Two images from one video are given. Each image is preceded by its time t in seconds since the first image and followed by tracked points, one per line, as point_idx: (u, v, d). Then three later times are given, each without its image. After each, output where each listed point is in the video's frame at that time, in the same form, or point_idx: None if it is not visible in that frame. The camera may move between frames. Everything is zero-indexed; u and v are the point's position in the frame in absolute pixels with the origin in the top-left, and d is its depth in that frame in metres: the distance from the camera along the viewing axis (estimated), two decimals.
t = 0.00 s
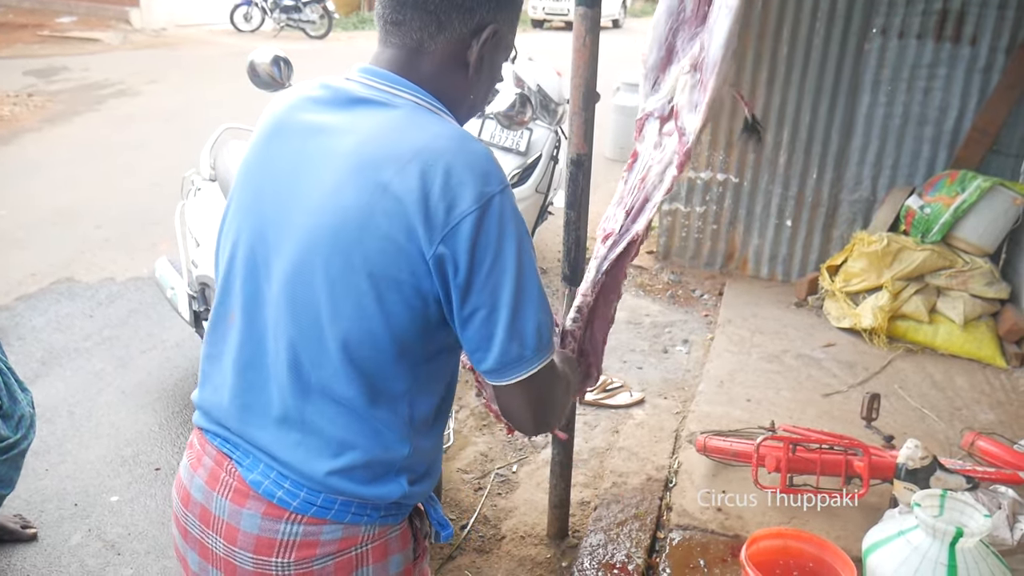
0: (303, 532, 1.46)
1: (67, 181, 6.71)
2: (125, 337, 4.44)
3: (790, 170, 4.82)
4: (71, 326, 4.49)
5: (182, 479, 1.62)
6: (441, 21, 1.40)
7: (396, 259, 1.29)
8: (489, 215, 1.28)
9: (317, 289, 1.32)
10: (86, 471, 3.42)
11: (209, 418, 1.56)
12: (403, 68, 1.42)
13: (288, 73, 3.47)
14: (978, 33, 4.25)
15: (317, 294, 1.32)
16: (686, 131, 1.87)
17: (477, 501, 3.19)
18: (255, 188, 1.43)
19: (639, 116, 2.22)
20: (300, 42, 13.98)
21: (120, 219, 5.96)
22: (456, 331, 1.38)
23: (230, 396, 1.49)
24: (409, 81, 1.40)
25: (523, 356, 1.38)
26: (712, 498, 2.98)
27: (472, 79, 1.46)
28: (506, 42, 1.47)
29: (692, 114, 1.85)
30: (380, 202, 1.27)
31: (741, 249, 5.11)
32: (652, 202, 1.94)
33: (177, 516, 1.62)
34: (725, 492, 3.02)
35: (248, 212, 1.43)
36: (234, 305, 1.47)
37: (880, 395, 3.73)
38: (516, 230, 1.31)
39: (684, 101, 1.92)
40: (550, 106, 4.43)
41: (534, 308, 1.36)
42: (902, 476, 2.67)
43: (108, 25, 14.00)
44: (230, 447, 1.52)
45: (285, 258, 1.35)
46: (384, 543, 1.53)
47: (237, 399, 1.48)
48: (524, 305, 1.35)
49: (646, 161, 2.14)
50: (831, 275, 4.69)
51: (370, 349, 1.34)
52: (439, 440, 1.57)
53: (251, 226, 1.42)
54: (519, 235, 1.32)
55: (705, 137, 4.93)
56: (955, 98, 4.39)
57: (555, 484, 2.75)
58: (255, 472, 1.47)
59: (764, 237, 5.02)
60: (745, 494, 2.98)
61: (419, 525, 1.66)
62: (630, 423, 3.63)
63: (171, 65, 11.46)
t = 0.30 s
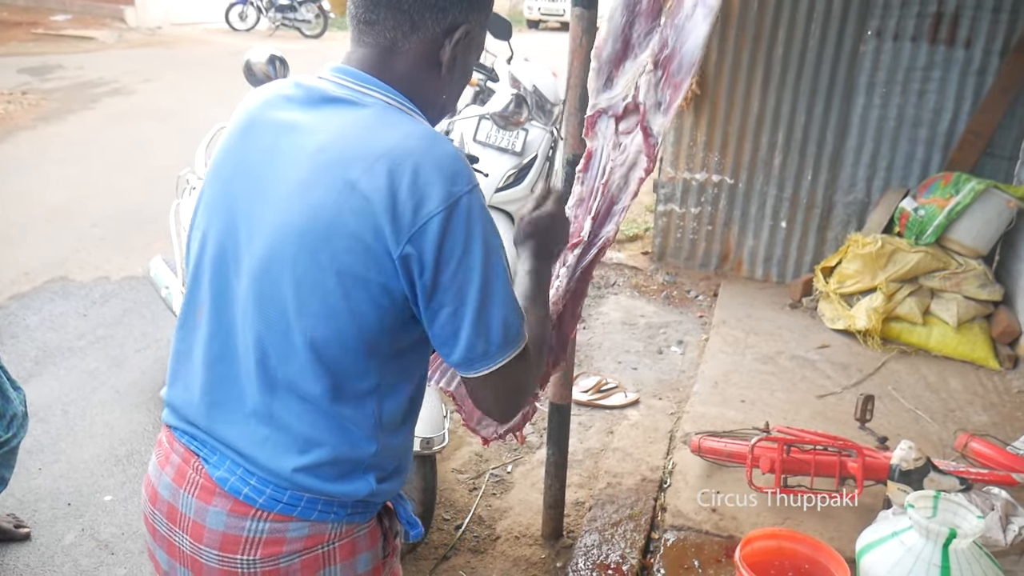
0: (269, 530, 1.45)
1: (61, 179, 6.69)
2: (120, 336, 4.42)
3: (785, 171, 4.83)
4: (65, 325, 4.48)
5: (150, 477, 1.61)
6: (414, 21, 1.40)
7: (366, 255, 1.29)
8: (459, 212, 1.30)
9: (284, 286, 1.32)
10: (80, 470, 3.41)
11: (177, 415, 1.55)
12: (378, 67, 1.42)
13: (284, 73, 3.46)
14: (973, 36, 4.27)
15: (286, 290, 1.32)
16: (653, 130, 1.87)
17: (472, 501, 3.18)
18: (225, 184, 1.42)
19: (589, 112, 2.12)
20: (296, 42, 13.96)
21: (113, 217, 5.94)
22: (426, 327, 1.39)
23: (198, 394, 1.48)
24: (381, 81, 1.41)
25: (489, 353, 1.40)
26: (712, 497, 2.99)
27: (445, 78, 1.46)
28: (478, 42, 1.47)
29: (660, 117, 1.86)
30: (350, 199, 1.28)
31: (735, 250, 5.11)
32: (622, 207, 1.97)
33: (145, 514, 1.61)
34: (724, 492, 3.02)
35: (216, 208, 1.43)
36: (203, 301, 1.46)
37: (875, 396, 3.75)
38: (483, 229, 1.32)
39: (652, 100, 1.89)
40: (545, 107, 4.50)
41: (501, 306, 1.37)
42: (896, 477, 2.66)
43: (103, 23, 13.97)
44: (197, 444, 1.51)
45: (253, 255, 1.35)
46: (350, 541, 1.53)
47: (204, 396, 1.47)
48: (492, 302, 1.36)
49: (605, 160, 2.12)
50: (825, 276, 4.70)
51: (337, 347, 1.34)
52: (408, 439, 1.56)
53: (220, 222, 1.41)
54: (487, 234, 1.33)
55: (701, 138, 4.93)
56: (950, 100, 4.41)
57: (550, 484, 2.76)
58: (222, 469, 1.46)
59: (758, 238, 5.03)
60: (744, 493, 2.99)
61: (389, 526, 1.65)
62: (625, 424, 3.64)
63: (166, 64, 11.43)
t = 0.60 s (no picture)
0: (243, 529, 1.43)
1: (58, 178, 6.67)
2: (116, 335, 4.41)
3: (782, 173, 4.84)
4: (61, 324, 4.47)
5: (122, 477, 1.57)
6: (388, 24, 1.40)
7: (346, 246, 1.29)
8: (439, 203, 1.30)
9: (264, 278, 1.32)
10: (75, 469, 3.40)
11: (148, 414, 1.52)
12: (353, 67, 1.42)
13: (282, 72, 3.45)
14: (970, 40, 4.28)
15: (266, 283, 1.32)
16: (639, 130, 1.86)
17: (468, 502, 3.18)
18: (203, 179, 1.41)
19: (577, 112, 2.11)
20: (293, 41, 13.96)
21: (110, 216, 5.93)
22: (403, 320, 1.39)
23: (173, 393, 1.45)
24: (358, 78, 1.41)
25: (443, 344, 1.34)
26: (713, 497, 3.00)
27: (419, 80, 1.47)
28: (453, 45, 1.48)
29: (645, 115, 1.84)
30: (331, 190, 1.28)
31: (732, 252, 5.12)
32: (609, 206, 1.89)
33: (117, 515, 1.58)
34: (725, 492, 3.03)
35: (194, 203, 1.42)
36: (179, 296, 1.45)
37: (871, 399, 3.75)
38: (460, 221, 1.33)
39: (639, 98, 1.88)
40: (543, 108, 4.51)
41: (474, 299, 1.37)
42: (892, 479, 2.65)
43: (100, 22, 13.94)
44: (170, 444, 1.47)
45: (232, 247, 1.35)
46: (325, 540, 1.52)
47: (179, 395, 1.44)
48: (450, 299, 1.33)
49: (592, 160, 2.07)
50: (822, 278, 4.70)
51: (317, 339, 1.35)
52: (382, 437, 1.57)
53: (199, 218, 1.40)
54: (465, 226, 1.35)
55: (698, 140, 4.94)
56: (947, 104, 4.42)
57: (547, 485, 2.76)
58: (196, 468, 1.44)
59: (755, 240, 5.03)
60: (744, 493, 3.01)
61: (361, 525, 1.65)
62: (621, 425, 3.65)
63: (164, 63, 11.41)
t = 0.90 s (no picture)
0: (196, 531, 1.42)
1: (55, 179, 6.66)
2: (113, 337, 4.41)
3: (779, 174, 4.85)
4: (58, 325, 4.46)
5: (90, 475, 1.59)
6: (333, 16, 1.36)
7: (283, 248, 1.27)
8: (375, 202, 1.26)
9: (206, 282, 1.31)
10: (72, 471, 3.40)
11: (112, 415, 1.53)
12: (298, 62, 1.39)
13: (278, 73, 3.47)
14: (965, 40, 4.29)
15: (208, 285, 1.31)
16: (641, 132, 1.83)
17: (466, 502, 3.18)
18: (153, 181, 1.41)
19: (577, 112, 2.11)
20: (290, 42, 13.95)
21: (107, 217, 5.92)
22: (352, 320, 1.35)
23: (132, 393, 1.47)
24: (301, 75, 1.37)
25: (403, 348, 1.32)
26: (712, 498, 3.00)
27: (368, 73, 1.43)
28: (402, 36, 1.43)
29: (646, 116, 1.84)
30: (266, 192, 1.26)
31: (729, 252, 5.12)
32: (606, 204, 1.91)
33: (86, 512, 1.59)
34: (725, 492, 3.04)
35: (146, 204, 1.41)
36: (136, 298, 1.45)
37: (868, 399, 3.76)
38: (400, 220, 1.28)
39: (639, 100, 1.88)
40: (541, 109, 4.51)
41: (421, 299, 1.31)
42: (889, 479, 2.67)
43: (96, 23, 13.92)
44: (131, 444, 1.49)
45: (177, 250, 1.34)
46: (282, 543, 1.48)
47: (139, 395, 1.46)
48: (403, 301, 1.30)
49: (591, 160, 2.09)
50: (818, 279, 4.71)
51: (261, 342, 1.33)
52: (347, 435, 1.53)
53: (149, 219, 1.40)
54: (407, 224, 1.29)
55: (695, 141, 4.95)
56: (943, 104, 4.43)
57: (545, 486, 2.76)
58: (151, 469, 1.44)
59: (752, 241, 5.04)
60: (744, 493, 3.01)
61: (327, 527, 1.59)
62: (619, 425, 3.65)
63: (161, 64, 11.41)
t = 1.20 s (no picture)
0: (162, 527, 1.41)
1: (54, 180, 6.66)
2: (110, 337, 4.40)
3: (776, 175, 4.85)
4: (56, 326, 4.45)
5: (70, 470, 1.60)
6: (299, 9, 1.35)
7: (253, 232, 1.26)
8: (345, 180, 1.25)
9: (174, 269, 1.31)
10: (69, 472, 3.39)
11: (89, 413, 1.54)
12: (267, 56, 1.38)
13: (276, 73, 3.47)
14: (962, 41, 4.30)
15: (177, 273, 1.31)
16: (637, 131, 1.81)
17: (464, 503, 3.19)
18: (128, 175, 1.42)
19: (579, 112, 2.14)
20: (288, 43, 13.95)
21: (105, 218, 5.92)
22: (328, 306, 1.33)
23: (103, 390, 1.47)
24: (270, 67, 1.37)
25: (378, 322, 1.27)
26: (711, 498, 3.00)
27: (339, 65, 1.41)
28: (373, 26, 1.41)
29: (643, 117, 1.80)
30: (237, 175, 1.26)
31: (727, 253, 5.12)
32: (599, 206, 1.86)
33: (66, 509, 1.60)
34: (725, 492, 3.04)
35: (122, 199, 1.41)
36: (110, 293, 1.46)
37: (865, 399, 3.76)
38: (372, 200, 1.26)
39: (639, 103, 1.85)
40: (539, 110, 4.53)
41: (393, 277, 1.27)
42: (886, 481, 2.69)
43: (94, 24, 13.90)
44: (105, 439, 1.49)
45: (148, 240, 1.34)
46: (253, 544, 1.45)
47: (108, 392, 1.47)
48: (377, 273, 1.26)
49: (587, 160, 2.07)
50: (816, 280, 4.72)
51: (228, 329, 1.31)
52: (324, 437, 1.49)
53: (123, 214, 1.41)
54: (379, 205, 1.27)
55: (693, 142, 4.95)
56: (940, 105, 4.44)
57: (543, 487, 2.76)
58: (121, 463, 1.44)
59: (749, 242, 5.04)
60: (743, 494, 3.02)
61: (304, 531, 1.56)
62: (617, 426, 3.66)
63: (159, 65, 11.39)
